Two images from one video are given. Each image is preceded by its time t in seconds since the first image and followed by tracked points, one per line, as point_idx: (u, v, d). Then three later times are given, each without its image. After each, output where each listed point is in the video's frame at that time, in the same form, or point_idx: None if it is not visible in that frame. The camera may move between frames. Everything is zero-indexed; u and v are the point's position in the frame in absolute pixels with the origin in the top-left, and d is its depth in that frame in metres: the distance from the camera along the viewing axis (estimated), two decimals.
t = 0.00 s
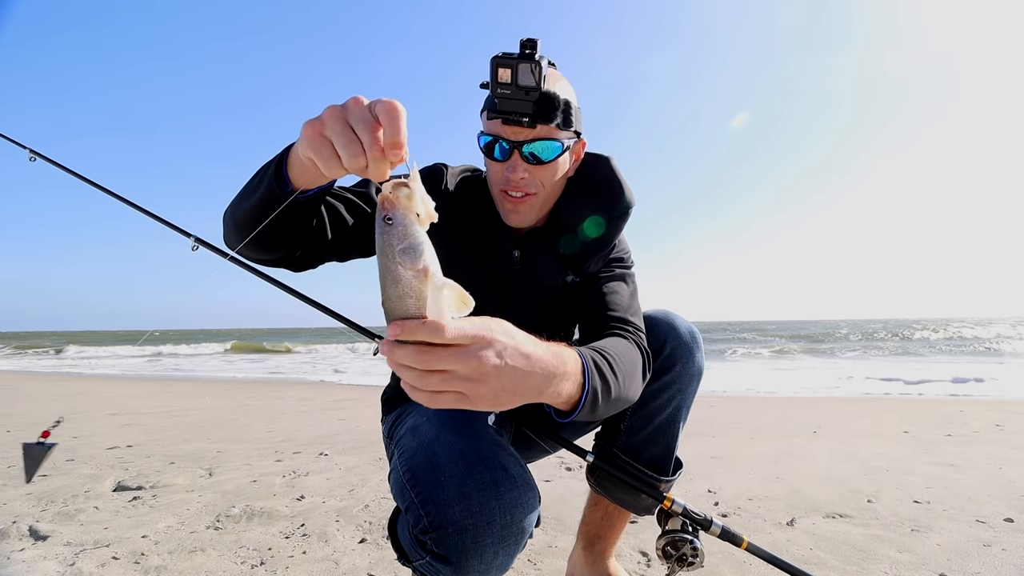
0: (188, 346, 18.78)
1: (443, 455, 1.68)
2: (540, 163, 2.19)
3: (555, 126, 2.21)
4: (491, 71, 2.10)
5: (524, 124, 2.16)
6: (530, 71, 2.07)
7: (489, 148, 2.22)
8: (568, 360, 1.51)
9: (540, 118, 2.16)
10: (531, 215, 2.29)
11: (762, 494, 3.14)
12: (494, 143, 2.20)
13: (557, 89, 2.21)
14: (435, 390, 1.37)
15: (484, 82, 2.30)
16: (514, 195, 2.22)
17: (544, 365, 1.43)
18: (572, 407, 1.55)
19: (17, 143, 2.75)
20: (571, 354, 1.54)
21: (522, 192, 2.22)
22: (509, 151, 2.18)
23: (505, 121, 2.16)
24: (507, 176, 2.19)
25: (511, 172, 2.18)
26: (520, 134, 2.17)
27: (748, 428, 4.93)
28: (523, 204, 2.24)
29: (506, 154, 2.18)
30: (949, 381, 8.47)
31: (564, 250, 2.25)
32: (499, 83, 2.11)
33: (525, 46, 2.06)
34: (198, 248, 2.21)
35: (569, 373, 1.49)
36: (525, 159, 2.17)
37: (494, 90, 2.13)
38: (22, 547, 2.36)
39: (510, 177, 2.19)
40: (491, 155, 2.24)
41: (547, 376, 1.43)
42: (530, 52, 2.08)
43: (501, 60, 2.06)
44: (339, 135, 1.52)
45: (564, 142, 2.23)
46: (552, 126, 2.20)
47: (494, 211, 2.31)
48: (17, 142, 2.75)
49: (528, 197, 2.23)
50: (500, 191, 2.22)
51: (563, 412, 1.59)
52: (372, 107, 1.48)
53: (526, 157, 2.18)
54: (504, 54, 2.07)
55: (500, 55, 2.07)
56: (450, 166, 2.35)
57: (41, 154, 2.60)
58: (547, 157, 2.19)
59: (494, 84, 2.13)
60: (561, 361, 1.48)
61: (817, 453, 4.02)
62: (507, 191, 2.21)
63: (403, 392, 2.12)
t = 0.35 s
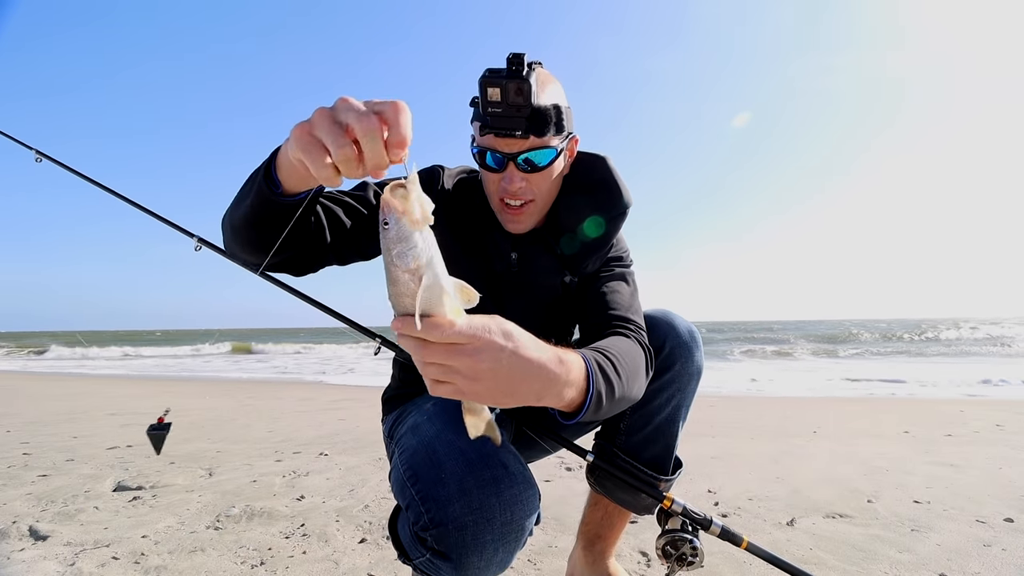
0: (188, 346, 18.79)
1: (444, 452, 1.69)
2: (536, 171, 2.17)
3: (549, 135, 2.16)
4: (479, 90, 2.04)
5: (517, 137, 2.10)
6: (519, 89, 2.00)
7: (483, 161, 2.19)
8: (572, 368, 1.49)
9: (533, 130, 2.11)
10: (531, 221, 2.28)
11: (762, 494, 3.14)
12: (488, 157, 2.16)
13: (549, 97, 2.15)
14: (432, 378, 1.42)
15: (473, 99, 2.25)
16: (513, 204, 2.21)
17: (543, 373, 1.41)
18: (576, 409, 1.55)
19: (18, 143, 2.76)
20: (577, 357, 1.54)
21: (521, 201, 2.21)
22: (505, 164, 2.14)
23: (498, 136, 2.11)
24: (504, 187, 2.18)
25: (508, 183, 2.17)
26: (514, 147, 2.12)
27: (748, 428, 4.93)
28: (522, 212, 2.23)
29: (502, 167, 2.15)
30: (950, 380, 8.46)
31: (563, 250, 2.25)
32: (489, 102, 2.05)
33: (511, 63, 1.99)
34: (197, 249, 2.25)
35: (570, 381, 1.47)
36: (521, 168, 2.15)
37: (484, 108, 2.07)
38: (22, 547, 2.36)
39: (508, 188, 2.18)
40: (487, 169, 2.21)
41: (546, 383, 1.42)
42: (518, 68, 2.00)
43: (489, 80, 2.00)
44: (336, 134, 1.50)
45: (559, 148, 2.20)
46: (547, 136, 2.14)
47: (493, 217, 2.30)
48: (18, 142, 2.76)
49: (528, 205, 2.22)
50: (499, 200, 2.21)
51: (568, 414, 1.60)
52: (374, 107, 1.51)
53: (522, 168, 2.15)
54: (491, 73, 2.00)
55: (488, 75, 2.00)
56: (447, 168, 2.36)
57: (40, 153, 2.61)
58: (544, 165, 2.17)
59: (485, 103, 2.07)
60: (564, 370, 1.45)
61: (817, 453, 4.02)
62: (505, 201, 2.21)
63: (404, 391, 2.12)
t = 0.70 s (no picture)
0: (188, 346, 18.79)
1: (444, 448, 1.69)
2: (538, 174, 2.19)
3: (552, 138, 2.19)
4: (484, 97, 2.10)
5: (520, 140, 2.12)
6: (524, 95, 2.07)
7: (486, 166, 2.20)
8: (571, 366, 1.49)
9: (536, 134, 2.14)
10: (534, 225, 2.28)
11: (762, 494, 3.13)
12: (490, 161, 2.18)
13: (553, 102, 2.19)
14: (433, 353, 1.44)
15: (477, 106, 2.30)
16: (515, 207, 2.21)
17: (541, 368, 1.43)
18: (574, 403, 1.56)
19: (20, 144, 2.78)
20: (578, 355, 1.55)
21: (522, 204, 2.21)
22: (508, 167, 2.16)
23: (501, 140, 2.14)
24: (507, 191, 2.19)
25: (511, 186, 2.18)
26: (517, 151, 2.14)
27: (748, 428, 4.93)
28: (525, 215, 2.24)
29: (504, 171, 2.17)
30: (950, 381, 8.46)
31: (563, 250, 2.25)
32: (493, 107, 2.11)
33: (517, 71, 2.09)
34: (199, 248, 2.30)
35: (566, 379, 1.48)
36: (522, 171, 2.17)
37: (489, 114, 2.13)
38: (22, 547, 2.36)
39: (510, 190, 2.18)
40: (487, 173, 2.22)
41: (542, 377, 1.44)
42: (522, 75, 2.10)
43: (494, 86, 2.07)
44: (304, 204, 1.29)
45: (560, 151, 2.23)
46: (549, 140, 2.18)
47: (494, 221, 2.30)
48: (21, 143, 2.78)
49: (529, 207, 2.23)
50: (501, 204, 2.22)
51: (566, 408, 1.61)
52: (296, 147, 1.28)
53: (525, 171, 2.17)
54: (496, 79, 2.07)
55: (492, 80, 2.07)
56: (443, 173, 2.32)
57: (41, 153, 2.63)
58: (546, 168, 2.19)
59: (490, 108, 2.12)
60: (562, 368, 1.46)
61: (817, 453, 4.02)
62: (507, 204, 2.21)
63: (405, 391, 2.12)
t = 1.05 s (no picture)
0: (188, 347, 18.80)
1: (446, 444, 1.69)
2: (537, 171, 2.20)
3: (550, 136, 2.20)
4: (483, 92, 2.12)
5: (519, 137, 2.14)
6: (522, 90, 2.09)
7: (483, 163, 2.21)
8: (571, 380, 1.50)
9: (534, 130, 2.16)
10: (531, 223, 2.29)
11: (762, 494, 3.14)
12: (490, 156, 2.18)
13: (552, 100, 2.21)
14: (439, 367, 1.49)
15: (476, 103, 2.32)
16: (513, 205, 2.22)
17: (540, 385, 1.43)
18: (576, 412, 1.57)
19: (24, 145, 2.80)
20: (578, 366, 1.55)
21: (521, 202, 2.22)
22: (505, 164, 2.16)
23: (499, 135, 2.15)
24: (505, 188, 2.20)
25: (509, 183, 2.18)
26: (514, 147, 2.15)
27: (748, 428, 4.93)
28: (523, 213, 2.25)
29: (502, 167, 2.17)
30: (950, 381, 8.46)
31: (563, 251, 2.26)
32: (491, 102, 2.12)
33: (515, 66, 2.11)
34: (201, 247, 2.32)
35: (566, 393, 1.49)
36: (521, 169, 2.17)
37: (487, 109, 2.14)
38: (22, 547, 2.36)
39: (508, 188, 2.19)
40: (486, 168, 2.22)
41: (542, 393, 1.45)
42: (520, 71, 2.12)
43: (492, 81, 2.09)
44: (305, 281, 1.30)
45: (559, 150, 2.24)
46: (548, 137, 2.19)
47: (493, 220, 2.30)
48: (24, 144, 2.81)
49: (528, 205, 2.23)
50: (499, 202, 2.22)
51: (568, 416, 1.61)
52: (273, 234, 1.30)
53: (523, 168, 2.17)
54: (495, 75, 2.10)
55: (491, 76, 2.10)
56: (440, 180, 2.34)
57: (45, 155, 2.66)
58: (545, 165, 2.20)
59: (488, 103, 2.14)
60: (561, 384, 1.47)
61: (817, 453, 4.02)
62: (505, 202, 2.21)
63: (408, 391, 2.12)
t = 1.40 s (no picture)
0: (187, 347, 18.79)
1: (443, 444, 1.69)
2: (531, 167, 2.21)
3: (544, 131, 2.22)
4: (477, 86, 2.14)
5: (513, 131, 2.17)
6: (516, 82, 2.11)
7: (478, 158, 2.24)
8: (567, 399, 1.48)
9: (528, 125, 2.18)
10: (527, 220, 2.30)
11: (762, 494, 3.14)
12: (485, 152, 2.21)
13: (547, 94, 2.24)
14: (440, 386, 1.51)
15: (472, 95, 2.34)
16: (508, 202, 2.23)
17: (536, 405, 1.41)
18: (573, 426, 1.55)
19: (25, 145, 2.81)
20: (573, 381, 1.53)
21: (515, 199, 2.23)
22: (499, 160, 2.19)
23: (493, 130, 2.18)
24: (500, 184, 2.21)
25: (503, 179, 2.20)
26: (508, 142, 2.18)
27: (748, 428, 4.93)
28: (518, 210, 2.26)
29: (497, 163, 2.19)
30: (951, 380, 8.46)
31: (563, 251, 2.25)
32: (485, 95, 2.14)
33: (508, 58, 2.12)
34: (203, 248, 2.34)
35: (562, 413, 1.48)
36: (516, 165, 2.19)
37: (480, 102, 2.17)
38: (22, 547, 2.36)
39: (503, 185, 2.21)
40: (482, 162, 2.25)
41: (537, 414, 1.44)
42: (514, 63, 2.13)
43: (485, 73, 2.10)
44: (290, 298, 1.40)
45: (554, 145, 2.26)
46: (542, 132, 2.20)
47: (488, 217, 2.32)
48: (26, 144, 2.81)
49: (523, 202, 2.25)
50: (494, 198, 2.24)
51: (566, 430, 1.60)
52: (257, 255, 1.37)
53: (518, 164, 2.19)
54: (488, 67, 2.11)
55: (484, 68, 2.11)
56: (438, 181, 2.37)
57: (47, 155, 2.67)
58: (539, 160, 2.21)
59: (481, 96, 2.16)
60: (556, 402, 1.45)
61: (817, 453, 4.02)
62: (500, 199, 2.23)
63: (408, 391, 2.12)
